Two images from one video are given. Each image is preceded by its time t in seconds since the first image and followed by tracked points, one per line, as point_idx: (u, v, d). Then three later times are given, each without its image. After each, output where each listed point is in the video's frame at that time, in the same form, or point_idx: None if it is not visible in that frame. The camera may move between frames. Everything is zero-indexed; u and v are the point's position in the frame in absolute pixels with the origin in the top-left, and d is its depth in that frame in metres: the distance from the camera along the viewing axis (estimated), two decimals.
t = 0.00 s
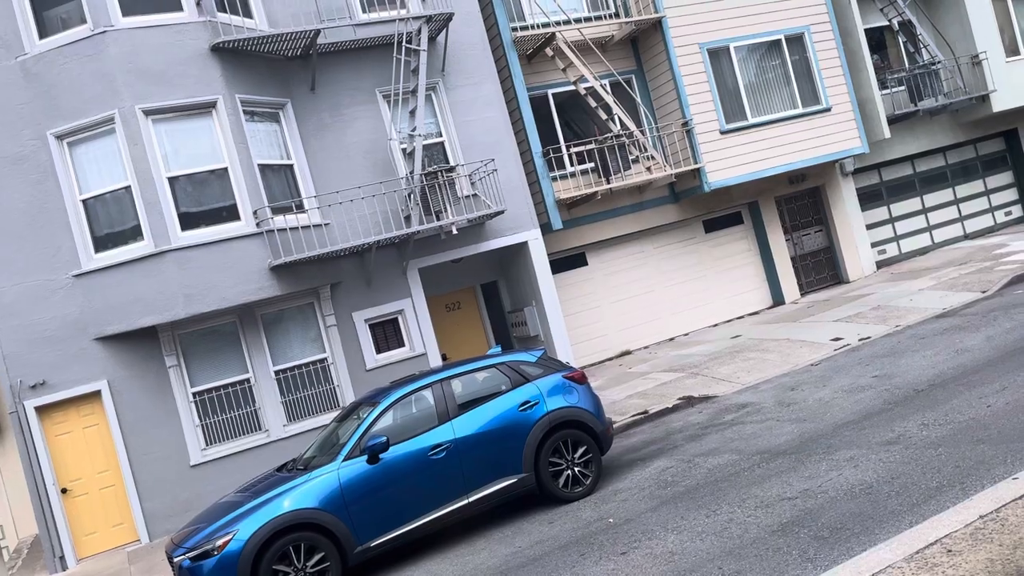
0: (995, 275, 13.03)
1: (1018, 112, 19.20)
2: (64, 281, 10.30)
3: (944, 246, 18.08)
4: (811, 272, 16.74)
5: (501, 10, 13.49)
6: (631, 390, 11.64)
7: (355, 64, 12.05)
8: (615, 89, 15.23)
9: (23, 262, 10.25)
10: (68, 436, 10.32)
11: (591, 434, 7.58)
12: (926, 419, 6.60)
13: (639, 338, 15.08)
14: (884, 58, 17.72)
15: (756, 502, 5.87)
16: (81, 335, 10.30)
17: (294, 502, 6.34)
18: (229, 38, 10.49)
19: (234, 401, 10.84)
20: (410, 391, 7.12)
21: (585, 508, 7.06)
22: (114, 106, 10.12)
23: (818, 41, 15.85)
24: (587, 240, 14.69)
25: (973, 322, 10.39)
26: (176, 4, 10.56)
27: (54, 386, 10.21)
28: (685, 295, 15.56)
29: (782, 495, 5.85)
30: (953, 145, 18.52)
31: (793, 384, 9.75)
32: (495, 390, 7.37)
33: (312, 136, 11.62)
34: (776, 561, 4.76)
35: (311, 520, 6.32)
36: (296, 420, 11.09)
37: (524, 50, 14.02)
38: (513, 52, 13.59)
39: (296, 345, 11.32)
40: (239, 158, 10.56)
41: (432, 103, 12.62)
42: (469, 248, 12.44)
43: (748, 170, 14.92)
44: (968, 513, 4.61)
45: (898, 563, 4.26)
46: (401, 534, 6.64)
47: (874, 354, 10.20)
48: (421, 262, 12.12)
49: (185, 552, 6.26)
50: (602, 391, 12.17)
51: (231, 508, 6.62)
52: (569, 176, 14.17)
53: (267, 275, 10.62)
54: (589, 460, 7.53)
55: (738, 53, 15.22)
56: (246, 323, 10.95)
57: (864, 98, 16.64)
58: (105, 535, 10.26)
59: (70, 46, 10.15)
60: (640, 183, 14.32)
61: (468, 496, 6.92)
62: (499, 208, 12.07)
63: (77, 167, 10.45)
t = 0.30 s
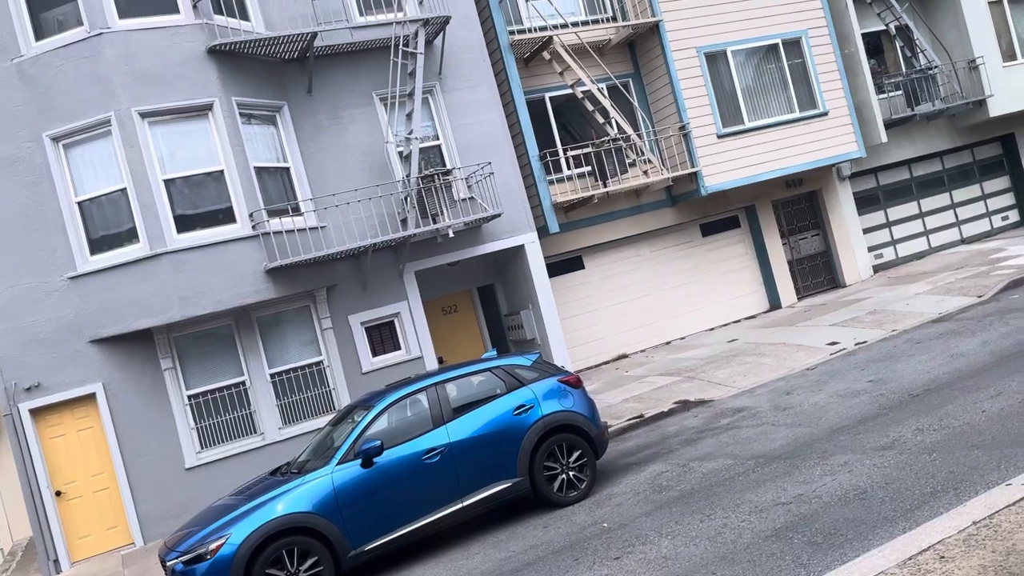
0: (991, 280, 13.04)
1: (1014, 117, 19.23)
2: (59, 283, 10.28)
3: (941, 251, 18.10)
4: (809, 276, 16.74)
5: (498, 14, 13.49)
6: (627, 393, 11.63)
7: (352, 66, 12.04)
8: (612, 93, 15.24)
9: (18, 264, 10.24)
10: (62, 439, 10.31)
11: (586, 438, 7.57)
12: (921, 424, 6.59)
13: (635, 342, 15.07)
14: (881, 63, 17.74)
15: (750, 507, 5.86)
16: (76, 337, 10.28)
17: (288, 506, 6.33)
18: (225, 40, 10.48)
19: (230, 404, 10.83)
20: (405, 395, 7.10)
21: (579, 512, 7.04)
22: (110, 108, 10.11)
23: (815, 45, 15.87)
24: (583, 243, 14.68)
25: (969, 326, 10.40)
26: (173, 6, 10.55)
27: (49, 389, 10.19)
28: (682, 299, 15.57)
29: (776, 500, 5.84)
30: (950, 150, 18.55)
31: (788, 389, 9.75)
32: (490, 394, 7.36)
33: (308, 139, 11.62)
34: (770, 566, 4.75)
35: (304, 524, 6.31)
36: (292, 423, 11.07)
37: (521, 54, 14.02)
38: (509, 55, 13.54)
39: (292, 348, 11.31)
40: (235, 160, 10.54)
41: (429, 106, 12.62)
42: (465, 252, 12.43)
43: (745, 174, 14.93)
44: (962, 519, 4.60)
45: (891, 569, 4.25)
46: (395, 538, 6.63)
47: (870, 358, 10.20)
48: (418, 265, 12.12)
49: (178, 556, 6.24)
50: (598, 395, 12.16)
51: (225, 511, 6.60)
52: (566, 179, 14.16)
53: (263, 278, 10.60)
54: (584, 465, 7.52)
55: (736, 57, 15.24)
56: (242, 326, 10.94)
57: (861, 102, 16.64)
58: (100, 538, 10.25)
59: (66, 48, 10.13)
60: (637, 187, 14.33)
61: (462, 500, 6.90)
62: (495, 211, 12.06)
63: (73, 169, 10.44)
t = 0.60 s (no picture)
0: (985, 286, 13.03)
1: (1009, 122, 19.25)
2: (50, 286, 10.24)
3: (935, 256, 18.10)
4: (803, 281, 16.75)
5: (493, 18, 13.46)
6: (620, 398, 11.60)
7: (345, 70, 12.01)
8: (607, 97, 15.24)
9: (9, 267, 10.21)
10: (52, 443, 10.27)
11: (576, 444, 7.53)
12: (911, 432, 6.57)
13: (629, 347, 15.06)
14: (876, 69, 17.74)
15: (739, 515, 5.83)
16: (66, 341, 10.24)
17: (274, 512, 6.29)
18: (218, 44, 10.45)
19: (221, 408, 10.79)
20: (394, 400, 7.06)
21: (568, 519, 7.01)
22: (101, 111, 10.07)
23: (810, 50, 15.88)
24: (577, 247, 14.67)
25: (962, 333, 10.39)
26: (166, 10, 10.53)
27: (39, 392, 10.16)
28: (676, 304, 15.56)
29: (765, 508, 5.81)
30: (944, 155, 18.57)
31: (781, 394, 9.73)
32: (479, 400, 7.32)
33: (301, 143, 11.59)
34: None
35: (290, 531, 6.27)
36: (283, 428, 11.03)
37: (516, 58, 13.98)
38: (504, 60, 13.53)
39: (284, 352, 11.28)
40: (227, 164, 10.52)
41: (423, 110, 12.60)
42: (458, 256, 12.41)
43: (739, 179, 14.93)
44: (949, 528, 4.56)
45: None
46: (382, 545, 6.59)
47: (863, 364, 10.18)
48: (411, 269, 12.08)
49: (164, 563, 6.20)
50: (591, 400, 12.14)
51: (212, 517, 6.56)
52: (560, 184, 14.13)
53: (254, 281, 10.56)
54: (574, 471, 7.48)
55: (731, 62, 15.25)
56: (233, 330, 10.90)
57: (855, 107, 16.61)
58: (89, 543, 10.19)
59: (58, 51, 10.10)
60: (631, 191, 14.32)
61: (451, 507, 6.86)
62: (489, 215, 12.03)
63: (64, 172, 10.40)
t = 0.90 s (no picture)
0: (974, 293, 12.98)
1: (1001, 128, 19.23)
2: (30, 292, 10.16)
3: (926, 262, 18.07)
4: (793, 287, 16.69)
5: (482, 23, 13.39)
6: (607, 406, 11.53)
7: (331, 74, 11.94)
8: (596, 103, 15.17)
9: None
10: (32, 450, 10.19)
11: (557, 453, 7.45)
12: (893, 442, 6.50)
13: (618, 353, 14.99)
14: (867, 74, 17.70)
15: (718, 527, 5.75)
16: (46, 347, 10.16)
17: (249, 524, 6.20)
18: (201, 47, 10.38)
19: (204, 415, 10.68)
20: (372, 409, 6.98)
21: (548, 530, 6.92)
22: (83, 115, 9.99)
23: (800, 56, 15.85)
24: (566, 252, 14.59)
25: (950, 340, 10.32)
26: (148, 13, 10.45)
27: (19, 399, 10.08)
28: (665, 309, 15.50)
29: (743, 520, 5.74)
30: (936, 161, 18.54)
31: (767, 402, 9.66)
32: (459, 409, 7.24)
33: (286, 148, 11.51)
34: None
35: (264, 543, 6.17)
36: (267, 435, 10.94)
37: (504, 63, 13.92)
38: (492, 64, 13.45)
39: (268, 359, 11.19)
40: (210, 168, 10.43)
41: (409, 114, 12.53)
42: (445, 261, 12.33)
43: (729, 185, 14.88)
44: (925, 543, 4.47)
45: None
46: (359, 557, 6.50)
47: (850, 372, 10.12)
48: (397, 275, 11.98)
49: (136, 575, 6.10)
50: (578, 407, 12.06)
51: (185, 528, 6.47)
52: (548, 189, 14.01)
53: (237, 287, 10.47)
54: (554, 481, 7.40)
55: (720, 67, 15.20)
56: (216, 336, 10.81)
57: (846, 112, 16.54)
58: (69, 551, 10.10)
59: (39, 54, 10.02)
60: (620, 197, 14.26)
61: (429, 517, 6.77)
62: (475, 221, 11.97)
63: (45, 176, 10.31)
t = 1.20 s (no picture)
0: (957, 300, 12.91)
1: (988, 134, 19.19)
2: None
3: (913, 268, 18.00)
4: (779, 293, 16.62)
5: (462, 28, 13.26)
6: (587, 415, 11.41)
7: (309, 79, 11.82)
8: (580, 108, 15.08)
9: None
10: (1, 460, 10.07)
11: (526, 467, 7.33)
12: (864, 457, 6.40)
13: (601, 360, 14.89)
14: (853, 80, 17.64)
15: (682, 544, 5.63)
16: (16, 356, 10.07)
17: (207, 541, 6.06)
18: (174, 53, 10.25)
19: (177, 425, 10.54)
20: (337, 422, 6.85)
21: (515, 545, 6.80)
22: (53, 121, 9.86)
23: (785, 62, 15.77)
24: (549, 259, 14.50)
25: (930, 349, 10.23)
26: (121, 18, 10.33)
27: None
28: (649, 316, 15.41)
29: (708, 537, 5.62)
30: (922, 167, 18.49)
31: (745, 412, 9.56)
32: (426, 422, 7.10)
33: (262, 154, 11.39)
34: None
35: (222, 560, 6.04)
36: (242, 445, 10.80)
37: (486, 68, 13.81)
38: (473, 70, 13.33)
39: (243, 368, 11.05)
40: (183, 175, 10.31)
41: (388, 120, 12.42)
42: (425, 268, 12.19)
43: (713, 191, 14.80)
44: (884, 565, 4.35)
45: None
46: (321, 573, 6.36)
47: (829, 382, 10.02)
48: (374, 282, 11.85)
49: None
50: (558, 416, 11.95)
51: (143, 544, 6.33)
52: (530, 196, 13.94)
53: (210, 295, 10.34)
54: (524, 495, 7.28)
55: (704, 73, 15.13)
56: (190, 345, 10.67)
57: (831, 118, 16.47)
58: (38, 562, 9.97)
59: (9, 59, 9.89)
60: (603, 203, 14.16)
61: (394, 532, 6.64)
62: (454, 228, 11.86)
63: (16, 183, 10.17)
